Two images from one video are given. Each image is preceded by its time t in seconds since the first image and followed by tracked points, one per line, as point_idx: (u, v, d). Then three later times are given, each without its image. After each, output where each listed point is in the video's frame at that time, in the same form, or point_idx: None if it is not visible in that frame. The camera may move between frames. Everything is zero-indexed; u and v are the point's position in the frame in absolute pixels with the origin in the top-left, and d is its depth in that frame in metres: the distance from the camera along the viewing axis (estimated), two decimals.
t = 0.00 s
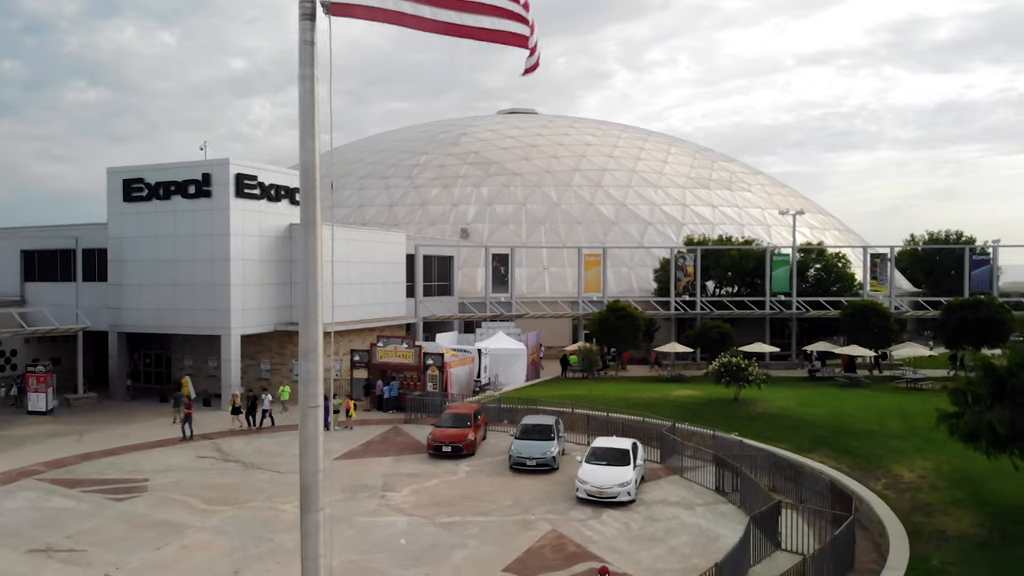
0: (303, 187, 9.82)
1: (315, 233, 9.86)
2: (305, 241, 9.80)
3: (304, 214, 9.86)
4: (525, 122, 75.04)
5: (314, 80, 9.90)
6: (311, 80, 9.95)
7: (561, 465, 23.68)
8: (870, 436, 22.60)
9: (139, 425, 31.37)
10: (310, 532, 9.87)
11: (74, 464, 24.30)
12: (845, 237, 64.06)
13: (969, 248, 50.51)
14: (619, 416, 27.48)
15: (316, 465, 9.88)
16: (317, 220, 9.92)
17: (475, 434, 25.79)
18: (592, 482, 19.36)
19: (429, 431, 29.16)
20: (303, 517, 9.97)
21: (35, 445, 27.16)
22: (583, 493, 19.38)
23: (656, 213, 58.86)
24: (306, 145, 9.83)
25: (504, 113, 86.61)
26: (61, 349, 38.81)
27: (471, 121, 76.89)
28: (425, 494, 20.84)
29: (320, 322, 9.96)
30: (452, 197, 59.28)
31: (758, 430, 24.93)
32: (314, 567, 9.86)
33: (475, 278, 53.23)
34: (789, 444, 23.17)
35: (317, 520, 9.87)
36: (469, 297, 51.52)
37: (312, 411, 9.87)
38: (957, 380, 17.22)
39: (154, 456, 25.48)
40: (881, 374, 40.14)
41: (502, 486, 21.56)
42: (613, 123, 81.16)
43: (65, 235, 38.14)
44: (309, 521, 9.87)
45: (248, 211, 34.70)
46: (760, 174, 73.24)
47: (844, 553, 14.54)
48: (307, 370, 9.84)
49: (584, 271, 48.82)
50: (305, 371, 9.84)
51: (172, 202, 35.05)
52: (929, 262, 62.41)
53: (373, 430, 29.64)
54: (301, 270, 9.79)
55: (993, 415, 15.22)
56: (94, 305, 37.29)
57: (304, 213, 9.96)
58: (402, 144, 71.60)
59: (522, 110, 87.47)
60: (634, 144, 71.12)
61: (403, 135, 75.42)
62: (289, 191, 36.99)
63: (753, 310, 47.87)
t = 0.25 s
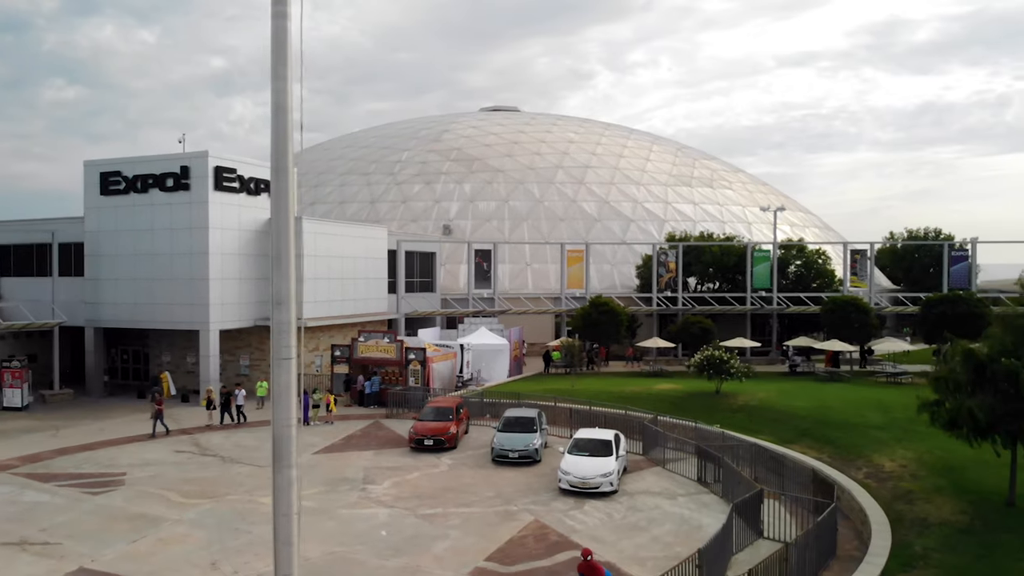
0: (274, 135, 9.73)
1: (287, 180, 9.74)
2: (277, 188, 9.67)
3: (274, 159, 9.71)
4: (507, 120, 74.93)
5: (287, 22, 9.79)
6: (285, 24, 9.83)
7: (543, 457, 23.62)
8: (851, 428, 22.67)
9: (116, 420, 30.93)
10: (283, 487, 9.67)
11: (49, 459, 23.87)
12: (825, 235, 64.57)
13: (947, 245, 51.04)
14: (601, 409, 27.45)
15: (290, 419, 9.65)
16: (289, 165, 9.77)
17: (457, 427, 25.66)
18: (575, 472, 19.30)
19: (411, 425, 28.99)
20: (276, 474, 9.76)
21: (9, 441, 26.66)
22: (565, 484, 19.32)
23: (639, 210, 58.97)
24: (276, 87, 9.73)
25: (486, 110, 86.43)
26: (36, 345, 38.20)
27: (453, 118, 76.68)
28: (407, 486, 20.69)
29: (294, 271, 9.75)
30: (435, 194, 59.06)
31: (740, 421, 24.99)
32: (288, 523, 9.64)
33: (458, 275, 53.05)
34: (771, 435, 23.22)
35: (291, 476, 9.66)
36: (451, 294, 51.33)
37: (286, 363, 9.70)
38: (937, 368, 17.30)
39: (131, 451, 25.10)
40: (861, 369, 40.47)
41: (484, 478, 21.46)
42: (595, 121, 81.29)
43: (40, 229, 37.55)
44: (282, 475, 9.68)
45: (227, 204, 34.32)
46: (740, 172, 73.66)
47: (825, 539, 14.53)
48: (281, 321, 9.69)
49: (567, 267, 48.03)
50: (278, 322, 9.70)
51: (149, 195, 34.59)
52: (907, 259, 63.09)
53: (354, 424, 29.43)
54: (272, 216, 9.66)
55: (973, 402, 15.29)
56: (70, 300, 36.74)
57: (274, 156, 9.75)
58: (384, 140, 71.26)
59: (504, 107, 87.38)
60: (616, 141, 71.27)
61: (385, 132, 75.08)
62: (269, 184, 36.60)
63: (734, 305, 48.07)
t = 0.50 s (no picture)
0: (242, 72, 9.41)
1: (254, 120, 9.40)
2: (244, 129, 9.32)
3: (240, 100, 9.41)
4: (488, 116, 74.74)
5: None
6: None
7: (524, 450, 23.50)
8: (830, 419, 22.71)
9: (91, 416, 30.42)
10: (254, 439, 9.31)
11: (20, 454, 23.37)
12: (804, 232, 65.02)
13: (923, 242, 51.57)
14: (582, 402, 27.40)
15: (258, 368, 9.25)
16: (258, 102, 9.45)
17: (437, 421, 25.46)
18: (556, 463, 19.20)
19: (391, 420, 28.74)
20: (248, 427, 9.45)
21: None
22: (546, 476, 19.22)
23: (620, 207, 59.03)
24: (246, 26, 9.37)
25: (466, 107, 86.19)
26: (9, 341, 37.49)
27: (433, 114, 76.36)
28: (387, 479, 20.47)
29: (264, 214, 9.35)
30: (415, 190, 58.75)
31: (720, 413, 25.02)
32: (258, 478, 9.33)
33: (438, 271, 52.80)
34: (751, 426, 23.27)
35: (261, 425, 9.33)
36: (432, 290, 51.07)
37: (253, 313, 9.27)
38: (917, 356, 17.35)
39: (105, 445, 24.64)
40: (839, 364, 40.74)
41: (465, 470, 21.30)
42: (575, 119, 81.30)
43: (13, 223, 36.86)
44: (254, 425, 9.36)
45: (204, 197, 33.84)
46: (720, 169, 74.00)
47: (806, 526, 14.50)
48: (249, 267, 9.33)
49: (548, 263, 48.04)
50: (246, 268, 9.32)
51: (124, 187, 34.02)
52: (884, 256, 63.62)
53: (334, 419, 29.13)
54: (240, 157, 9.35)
55: (952, 389, 15.33)
56: (43, 294, 36.11)
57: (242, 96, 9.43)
58: (364, 136, 70.83)
59: (485, 105, 87.19)
60: (597, 138, 71.31)
61: (365, 128, 74.64)
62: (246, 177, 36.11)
63: (714, 301, 48.25)
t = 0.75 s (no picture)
0: (212, 9, 9.34)
1: (224, 69, 9.45)
2: (212, 70, 9.40)
3: (210, 44, 9.38)
4: (470, 113, 74.54)
5: None
6: None
7: (507, 444, 23.36)
8: (811, 412, 22.74)
9: (66, 412, 29.90)
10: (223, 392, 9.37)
11: None
12: (784, 230, 65.38)
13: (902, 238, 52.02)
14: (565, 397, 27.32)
15: (229, 319, 9.29)
16: (228, 48, 9.47)
17: (419, 415, 25.25)
18: (539, 456, 19.10)
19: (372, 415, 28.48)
20: (214, 372, 9.45)
21: None
22: (529, 468, 19.11)
23: (602, 204, 59.04)
24: None
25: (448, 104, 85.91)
26: None
27: (414, 111, 76.02)
28: (368, 473, 20.25)
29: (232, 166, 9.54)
30: (396, 186, 58.43)
31: (703, 406, 25.03)
32: (228, 431, 9.43)
33: (420, 268, 52.53)
34: (733, 419, 23.28)
35: (232, 380, 9.32)
36: (413, 286, 50.79)
37: (224, 264, 9.43)
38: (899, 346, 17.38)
39: (81, 441, 24.21)
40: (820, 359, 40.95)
41: (447, 463, 21.14)
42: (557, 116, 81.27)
43: None
44: (224, 372, 9.36)
45: (182, 191, 33.39)
46: (701, 167, 74.25)
47: (790, 513, 14.49)
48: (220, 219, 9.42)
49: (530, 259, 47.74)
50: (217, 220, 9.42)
51: (100, 181, 33.48)
52: (864, 254, 64.07)
53: (314, 414, 28.82)
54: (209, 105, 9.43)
55: (933, 377, 15.36)
56: (18, 290, 35.49)
57: (210, 37, 9.42)
58: (344, 133, 70.39)
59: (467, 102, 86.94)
60: (579, 136, 71.29)
61: (346, 124, 74.19)
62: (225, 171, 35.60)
63: (695, 297, 48.38)
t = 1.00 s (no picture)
0: None
1: None
2: None
3: None
4: (458, 111, 74.34)
5: None
6: None
7: (495, 438, 23.20)
8: (800, 405, 22.67)
9: (48, 408, 29.50)
10: (195, 348, 8.40)
11: None
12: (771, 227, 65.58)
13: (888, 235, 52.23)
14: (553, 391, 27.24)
15: (200, 272, 8.32)
16: None
17: (406, 410, 25.04)
18: (527, 449, 18.95)
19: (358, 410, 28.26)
20: (184, 327, 8.48)
21: None
22: (517, 461, 18.95)
23: (590, 201, 58.99)
24: None
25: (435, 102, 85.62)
26: None
27: (402, 108, 75.74)
28: (354, 467, 20.03)
29: (205, 100, 8.56)
30: (384, 183, 58.13)
31: (691, 400, 25.00)
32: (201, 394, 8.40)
33: (408, 265, 52.25)
34: (721, 411, 23.25)
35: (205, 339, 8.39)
36: (401, 283, 50.49)
37: (196, 209, 8.36)
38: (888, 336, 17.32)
39: (63, 436, 23.83)
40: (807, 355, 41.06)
41: (434, 458, 20.96)
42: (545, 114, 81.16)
43: None
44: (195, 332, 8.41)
45: (166, 185, 32.97)
46: (688, 166, 74.39)
47: (781, 504, 14.37)
48: (190, 161, 8.40)
49: (519, 255, 47.66)
50: (186, 161, 8.39)
51: (84, 174, 33.04)
52: (850, 252, 64.34)
53: (300, 410, 28.56)
54: (179, 27, 8.39)
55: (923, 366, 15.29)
56: None
57: None
58: (331, 129, 70.08)
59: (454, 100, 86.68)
60: (567, 134, 71.22)
61: (333, 121, 73.86)
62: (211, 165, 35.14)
63: (684, 294, 48.39)
